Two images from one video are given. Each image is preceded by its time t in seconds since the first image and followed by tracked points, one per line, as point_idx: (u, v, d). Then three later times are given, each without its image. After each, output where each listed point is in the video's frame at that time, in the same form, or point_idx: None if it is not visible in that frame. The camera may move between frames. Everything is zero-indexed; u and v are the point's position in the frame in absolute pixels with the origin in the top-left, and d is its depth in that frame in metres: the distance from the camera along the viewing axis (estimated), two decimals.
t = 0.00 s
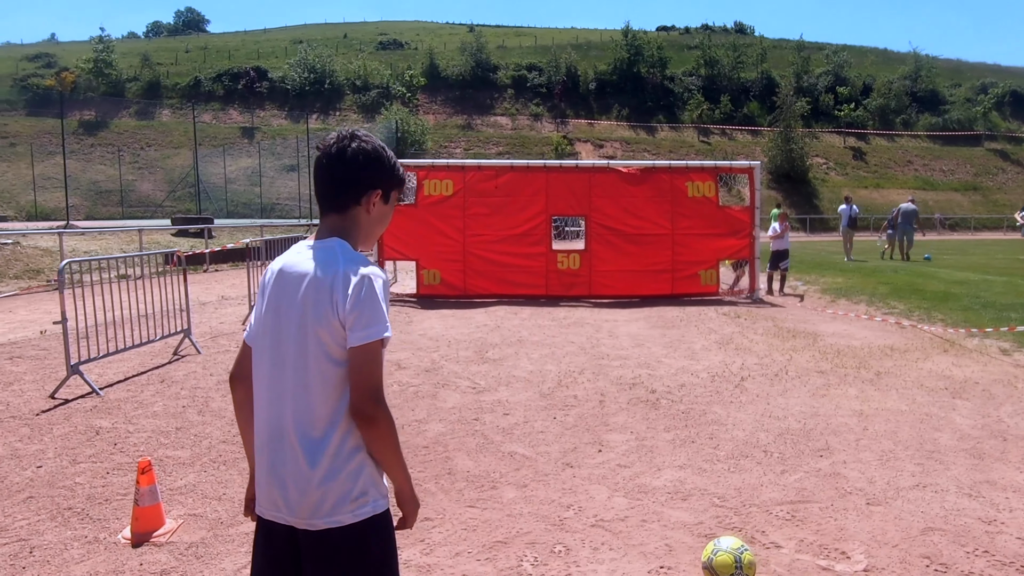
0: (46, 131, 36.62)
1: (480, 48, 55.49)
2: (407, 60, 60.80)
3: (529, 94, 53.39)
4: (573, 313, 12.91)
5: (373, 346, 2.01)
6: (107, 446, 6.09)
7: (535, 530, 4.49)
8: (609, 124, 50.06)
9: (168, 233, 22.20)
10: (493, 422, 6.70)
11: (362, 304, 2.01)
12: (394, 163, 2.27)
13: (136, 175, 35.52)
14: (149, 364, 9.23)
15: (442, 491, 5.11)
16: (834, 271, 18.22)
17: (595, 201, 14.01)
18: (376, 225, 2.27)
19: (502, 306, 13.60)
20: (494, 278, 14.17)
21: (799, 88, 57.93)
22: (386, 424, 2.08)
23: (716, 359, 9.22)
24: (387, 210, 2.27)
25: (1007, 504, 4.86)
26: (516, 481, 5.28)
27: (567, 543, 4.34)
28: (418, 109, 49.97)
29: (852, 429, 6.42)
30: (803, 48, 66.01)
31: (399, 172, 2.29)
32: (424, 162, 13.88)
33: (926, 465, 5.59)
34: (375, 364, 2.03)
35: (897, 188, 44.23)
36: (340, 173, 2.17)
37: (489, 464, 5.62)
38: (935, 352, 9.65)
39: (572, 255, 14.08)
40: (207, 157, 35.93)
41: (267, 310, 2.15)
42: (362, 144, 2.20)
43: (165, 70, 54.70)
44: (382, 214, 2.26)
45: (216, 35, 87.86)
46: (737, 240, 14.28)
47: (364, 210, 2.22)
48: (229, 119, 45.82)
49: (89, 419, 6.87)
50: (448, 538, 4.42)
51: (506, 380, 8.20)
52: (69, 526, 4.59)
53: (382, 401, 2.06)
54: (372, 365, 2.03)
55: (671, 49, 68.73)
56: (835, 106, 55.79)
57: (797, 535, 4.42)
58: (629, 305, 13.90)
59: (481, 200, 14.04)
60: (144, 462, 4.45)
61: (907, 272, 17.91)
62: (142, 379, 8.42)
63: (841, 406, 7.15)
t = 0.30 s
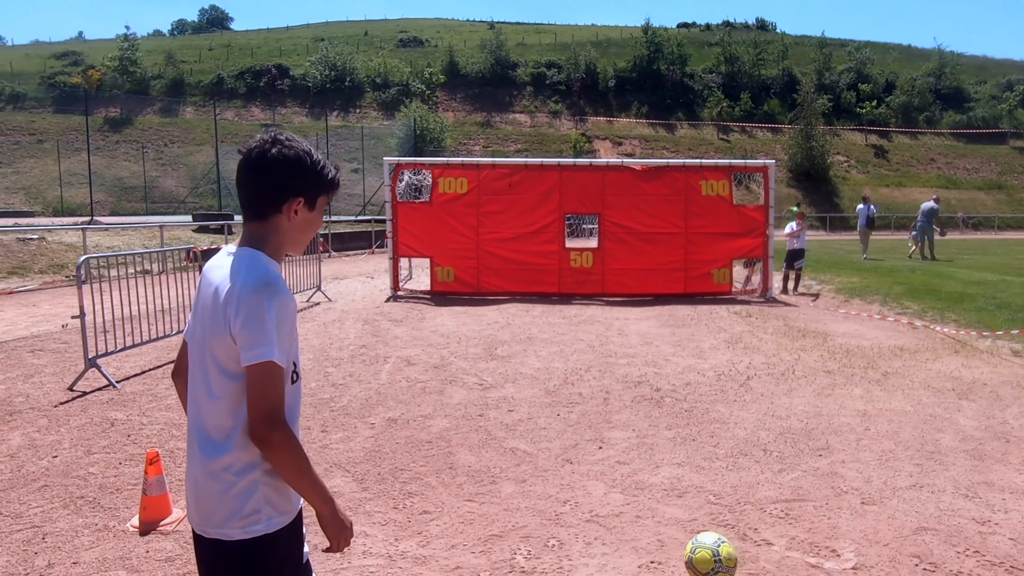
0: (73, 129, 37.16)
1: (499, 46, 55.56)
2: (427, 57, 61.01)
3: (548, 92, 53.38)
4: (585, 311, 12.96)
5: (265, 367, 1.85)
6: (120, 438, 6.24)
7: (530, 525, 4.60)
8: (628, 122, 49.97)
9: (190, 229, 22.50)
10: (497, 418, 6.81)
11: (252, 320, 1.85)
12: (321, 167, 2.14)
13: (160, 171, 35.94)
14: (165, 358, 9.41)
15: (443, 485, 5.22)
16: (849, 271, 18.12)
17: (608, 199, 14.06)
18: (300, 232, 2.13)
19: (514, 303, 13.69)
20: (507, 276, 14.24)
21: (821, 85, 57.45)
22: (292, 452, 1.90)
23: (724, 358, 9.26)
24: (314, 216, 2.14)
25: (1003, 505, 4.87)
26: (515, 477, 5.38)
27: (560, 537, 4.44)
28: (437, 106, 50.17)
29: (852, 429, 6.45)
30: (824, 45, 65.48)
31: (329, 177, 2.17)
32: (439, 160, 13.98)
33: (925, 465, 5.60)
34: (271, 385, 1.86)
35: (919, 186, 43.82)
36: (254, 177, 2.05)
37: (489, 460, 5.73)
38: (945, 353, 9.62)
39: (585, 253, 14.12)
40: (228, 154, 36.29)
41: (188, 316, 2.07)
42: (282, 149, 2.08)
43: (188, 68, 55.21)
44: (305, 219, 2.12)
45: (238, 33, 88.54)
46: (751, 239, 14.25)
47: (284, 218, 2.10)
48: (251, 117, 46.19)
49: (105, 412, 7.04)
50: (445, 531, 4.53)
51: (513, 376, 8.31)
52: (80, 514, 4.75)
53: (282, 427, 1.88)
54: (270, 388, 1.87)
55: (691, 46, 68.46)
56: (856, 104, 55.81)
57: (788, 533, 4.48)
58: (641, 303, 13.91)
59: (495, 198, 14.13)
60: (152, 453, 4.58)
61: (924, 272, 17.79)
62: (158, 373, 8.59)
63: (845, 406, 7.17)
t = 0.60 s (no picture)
0: (91, 120, 37.49)
1: (514, 35, 55.42)
2: (441, 47, 60.98)
3: (562, 81, 53.22)
4: (594, 300, 13.04)
5: (151, 361, 1.88)
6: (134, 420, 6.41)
7: (527, 505, 4.72)
8: (643, 111, 49.76)
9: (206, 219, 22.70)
10: (502, 403, 6.93)
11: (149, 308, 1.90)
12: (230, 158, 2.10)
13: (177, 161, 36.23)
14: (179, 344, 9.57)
15: (445, 467, 5.35)
16: (862, 260, 18.05)
17: (618, 188, 14.10)
18: (209, 226, 2.10)
19: (524, 292, 13.78)
20: (518, 265, 14.33)
21: (838, 73, 56.88)
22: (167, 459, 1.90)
23: (729, 346, 9.31)
24: (223, 207, 2.10)
25: (996, 489, 4.91)
26: (516, 459, 5.50)
27: (556, 517, 4.56)
28: (451, 96, 50.18)
29: (853, 415, 6.50)
30: (842, 33, 64.84)
31: (244, 167, 2.11)
32: (449, 150, 14.07)
33: (921, 450, 5.64)
34: (163, 377, 1.91)
35: (937, 175, 43.42)
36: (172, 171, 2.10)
37: (491, 443, 5.85)
38: (952, 341, 9.60)
39: (595, 242, 14.18)
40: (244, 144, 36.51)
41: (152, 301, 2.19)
42: (194, 138, 2.11)
43: (205, 59, 55.43)
44: (203, 214, 2.08)
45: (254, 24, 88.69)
46: (761, 228, 14.27)
47: (189, 208, 2.10)
48: (267, 107, 46.42)
49: (120, 396, 7.21)
50: (445, 511, 4.66)
51: (519, 363, 8.41)
52: (94, 492, 4.92)
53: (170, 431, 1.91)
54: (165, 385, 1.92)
55: (707, 35, 68.00)
56: (874, 92, 55.28)
57: (780, 514, 4.56)
58: (651, 292, 13.95)
59: (505, 187, 14.22)
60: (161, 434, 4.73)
61: (938, 261, 17.68)
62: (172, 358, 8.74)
63: (847, 393, 7.22)
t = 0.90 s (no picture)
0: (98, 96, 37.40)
1: (522, 16, 55.07)
2: (449, 27, 60.62)
3: (570, 63, 52.90)
4: (592, 283, 13.12)
5: (46, 329, 1.98)
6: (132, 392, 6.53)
7: (511, 479, 4.85)
8: (651, 95, 49.52)
9: (211, 196, 22.77)
10: (493, 381, 7.06)
11: (55, 279, 2.00)
12: (153, 122, 2.19)
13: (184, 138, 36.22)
14: (180, 318, 9.68)
15: (433, 442, 5.48)
16: (862, 248, 18.07)
17: (618, 172, 14.13)
18: (146, 191, 2.22)
19: (523, 274, 13.86)
20: (518, 247, 14.41)
21: (848, 59, 56.43)
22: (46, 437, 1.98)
23: (722, 330, 9.41)
24: (157, 172, 2.21)
25: (971, 473, 5.00)
26: (503, 436, 5.63)
27: (538, 492, 4.69)
28: (458, 76, 49.98)
29: (837, 399, 6.60)
30: (853, 19, 64.31)
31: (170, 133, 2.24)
32: (452, 131, 14.12)
33: (902, 435, 5.74)
34: (57, 345, 2.00)
35: (944, 164, 43.24)
36: (80, 139, 2.17)
37: (480, 420, 5.97)
38: (945, 329, 9.66)
39: (595, 225, 14.23)
40: (250, 122, 36.48)
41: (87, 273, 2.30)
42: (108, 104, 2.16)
43: (212, 35, 55.14)
44: (144, 177, 2.19)
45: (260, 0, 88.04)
46: (762, 214, 14.31)
47: (122, 179, 2.18)
48: (274, 85, 46.28)
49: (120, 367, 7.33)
50: (430, 483, 4.79)
51: (513, 343, 8.53)
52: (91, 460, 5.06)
53: (55, 406, 1.99)
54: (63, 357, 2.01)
55: (716, 18, 67.47)
56: (883, 79, 54.88)
57: (757, 493, 4.67)
58: (650, 275, 14.02)
59: (506, 169, 14.26)
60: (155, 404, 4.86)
61: (939, 250, 17.69)
62: (173, 332, 8.85)
63: (834, 378, 7.32)
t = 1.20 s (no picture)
0: (90, 79, 37.14)
1: (518, 4, 54.83)
2: (445, 14, 60.34)
3: (565, 52, 52.75)
4: (580, 272, 13.15)
5: None
6: (113, 376, 6.54)
7: (485, 466, 4.91)
8: (646, 85, 49.42)
9: (201, 180, 22.68)
10: (474, 369, 7.12)
11: None
12: (57, 113, 2.27)
13: (176, 122, 36.01)
14: (165, 304, 9.67)
15: (410, 429, 5.53)
16: (851, 241, 18.15)
17: (608, 162, 14.13)
18: (42, 184, 2.27)
19: (511, 263, 13.89)
20: (507, 236, 14.42)
21: (844, 51, 56.40)
22: None
23: (705, 322, 9.47)
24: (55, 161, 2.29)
25: (939, 465, 5.08)
26: (479, 424, 5.69)
27: (511, 479, 4.75)
28: (453, 64, 49.78)
29: (813, 391, 6.68)
30: (850, 12, 64.26)
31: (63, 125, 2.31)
32: (442, 119, 14.13)
33: (874, 427, 5.81)
34: None
35: (937, 159, 43.38)
36: None
37: (458, 408, 6.03)
38: (925, 323, 9.74)
39: (583, 215, 14.23)
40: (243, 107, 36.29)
41: None
42: None
43: (206, 18, 54.61)
44: (54, 162, 2.28)
45: None
46: (750, 206, 14.33)
47: (28, 174, 2.22)
48: (268, 70, 46.04)
49: (102, 351, 7.33)
50: (405, 470, 4.85)
51: (496, 332, 8.57)
52: (69, 443, 5.09)
53: None
54: None
55: (713, 9, 67.32)
56: (879, 72, 54.92)
57: (726, 483, 4.74)
58: (638, 266, 14.08)
59: (496, 157, 14.27)
60: (133, 389, 4.88)
61: (927, 244, 17.77)
62: (157, 317, 8.84)
63: (812, 370, 7.40)
